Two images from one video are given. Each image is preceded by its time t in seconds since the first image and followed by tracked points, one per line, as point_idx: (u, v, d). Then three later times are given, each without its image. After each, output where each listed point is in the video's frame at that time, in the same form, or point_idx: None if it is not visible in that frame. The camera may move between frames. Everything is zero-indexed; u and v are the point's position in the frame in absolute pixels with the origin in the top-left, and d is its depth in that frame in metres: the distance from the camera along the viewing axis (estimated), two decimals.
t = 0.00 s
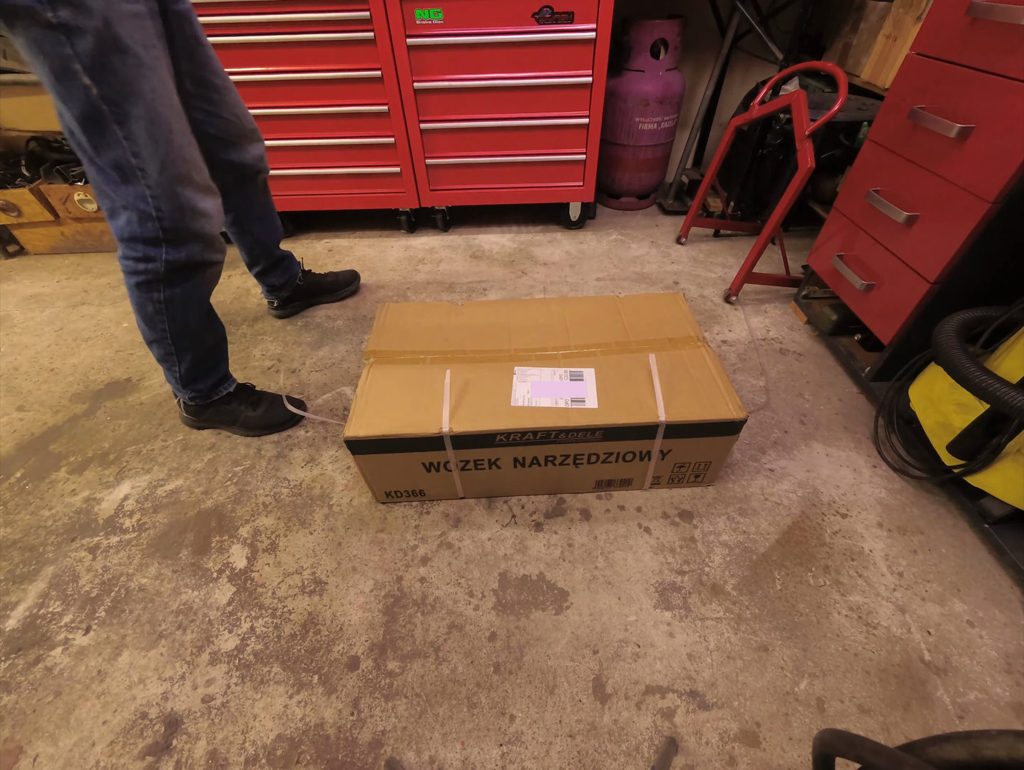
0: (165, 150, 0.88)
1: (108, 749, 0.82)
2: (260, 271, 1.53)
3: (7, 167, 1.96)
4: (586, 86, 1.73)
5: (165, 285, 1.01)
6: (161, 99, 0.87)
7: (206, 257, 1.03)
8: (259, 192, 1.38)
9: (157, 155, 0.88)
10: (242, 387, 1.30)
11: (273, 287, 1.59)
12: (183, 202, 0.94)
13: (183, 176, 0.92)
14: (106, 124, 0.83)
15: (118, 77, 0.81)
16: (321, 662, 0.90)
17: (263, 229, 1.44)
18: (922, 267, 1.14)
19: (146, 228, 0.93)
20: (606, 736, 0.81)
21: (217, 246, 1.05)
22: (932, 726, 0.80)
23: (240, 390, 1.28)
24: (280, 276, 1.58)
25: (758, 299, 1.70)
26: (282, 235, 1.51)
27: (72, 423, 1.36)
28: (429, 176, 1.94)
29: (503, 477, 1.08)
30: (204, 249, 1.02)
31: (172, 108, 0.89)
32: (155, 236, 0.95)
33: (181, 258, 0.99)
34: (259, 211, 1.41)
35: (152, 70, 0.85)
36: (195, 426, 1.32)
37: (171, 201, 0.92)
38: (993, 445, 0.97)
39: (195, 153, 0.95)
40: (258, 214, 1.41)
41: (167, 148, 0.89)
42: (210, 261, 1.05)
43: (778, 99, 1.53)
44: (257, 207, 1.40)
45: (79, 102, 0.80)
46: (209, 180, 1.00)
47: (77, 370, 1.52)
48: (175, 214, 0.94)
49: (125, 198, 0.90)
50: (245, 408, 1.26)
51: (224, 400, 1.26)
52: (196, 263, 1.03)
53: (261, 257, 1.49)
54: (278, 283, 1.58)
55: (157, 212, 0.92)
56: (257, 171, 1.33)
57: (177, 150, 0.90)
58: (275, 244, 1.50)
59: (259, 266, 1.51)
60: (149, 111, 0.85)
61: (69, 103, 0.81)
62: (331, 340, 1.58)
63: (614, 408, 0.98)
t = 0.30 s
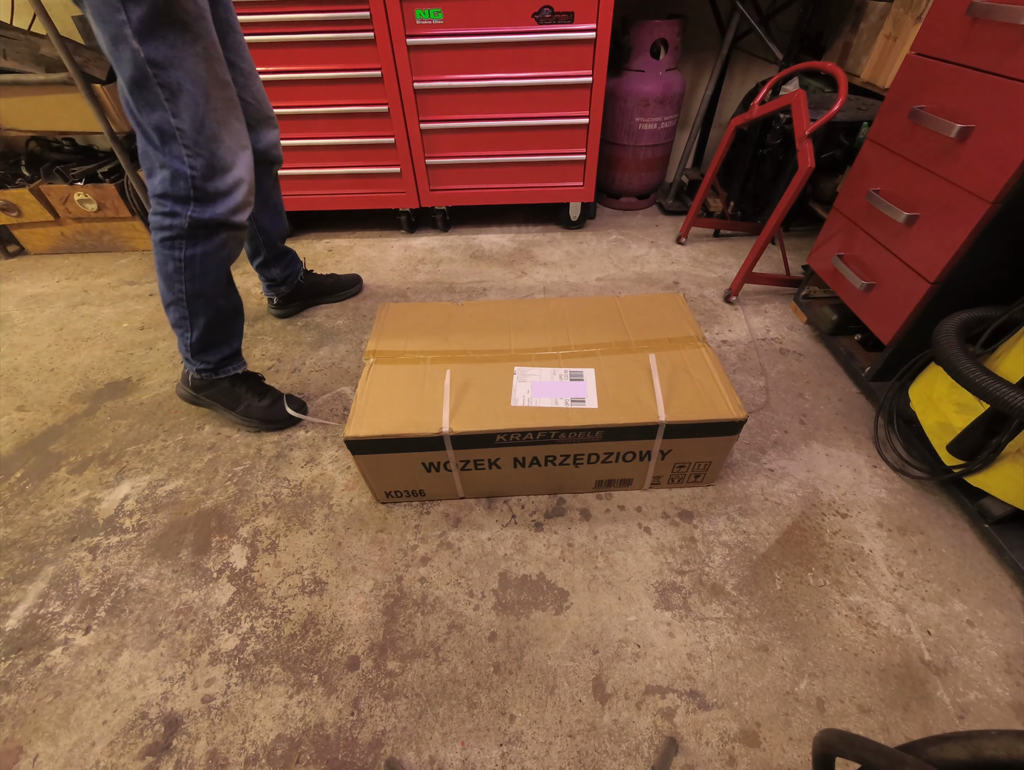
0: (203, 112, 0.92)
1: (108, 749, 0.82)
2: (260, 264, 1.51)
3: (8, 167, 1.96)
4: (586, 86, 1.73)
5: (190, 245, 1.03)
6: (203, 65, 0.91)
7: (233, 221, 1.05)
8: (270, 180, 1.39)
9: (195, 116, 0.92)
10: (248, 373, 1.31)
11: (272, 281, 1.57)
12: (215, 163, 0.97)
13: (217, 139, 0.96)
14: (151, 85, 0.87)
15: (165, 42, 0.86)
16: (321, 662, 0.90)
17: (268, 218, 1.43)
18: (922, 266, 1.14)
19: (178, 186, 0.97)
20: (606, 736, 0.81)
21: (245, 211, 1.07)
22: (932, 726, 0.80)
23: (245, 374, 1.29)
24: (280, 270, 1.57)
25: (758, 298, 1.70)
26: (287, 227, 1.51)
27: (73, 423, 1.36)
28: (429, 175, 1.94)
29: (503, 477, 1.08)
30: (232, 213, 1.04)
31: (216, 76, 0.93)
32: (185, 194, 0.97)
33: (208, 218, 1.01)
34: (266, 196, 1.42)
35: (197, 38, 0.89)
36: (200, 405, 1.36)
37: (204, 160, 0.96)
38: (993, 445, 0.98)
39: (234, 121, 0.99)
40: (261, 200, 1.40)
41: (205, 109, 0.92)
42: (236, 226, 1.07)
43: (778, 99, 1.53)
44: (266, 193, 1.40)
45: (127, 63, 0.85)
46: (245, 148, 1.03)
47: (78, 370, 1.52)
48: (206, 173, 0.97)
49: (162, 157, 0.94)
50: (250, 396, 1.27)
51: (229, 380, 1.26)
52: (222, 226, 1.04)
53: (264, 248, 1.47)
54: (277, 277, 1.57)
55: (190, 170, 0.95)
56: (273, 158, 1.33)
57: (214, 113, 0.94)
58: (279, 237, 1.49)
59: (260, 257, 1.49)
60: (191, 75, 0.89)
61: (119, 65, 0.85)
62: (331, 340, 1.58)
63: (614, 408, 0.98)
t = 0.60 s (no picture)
0: (219, 91, 0.93)
1: (108, 749, 0.82)
2: (260, 259, 1.49)
3: (8, 167, 1.96)
4: (586, 86, 1.73)
5: (204, 223, 1.04)
6: (220, 46, 0.91)
7: (247, 200, 1.05)
8: (276, 176, 1.39)
9: (212, 96, 0.92)
10: (256, 361, 1.31)
11: (271, 277, 1.56)
12: (229, 142, 0.98)
13: (232, 118, 0.96)
14: (170, 65, 0.88)
15: (184, 23, 0.86)
16: (321, 662, 0.90)
17: (269, 212, 1.43)
18: (921, 266, 1.14)
19: (195, 164, 0.98)
20: (606, 736, 0.81)
21: (260, 192, 1.07)
22: (933, 726, 0.80)
23: (253, 361, 1.30)
24: (280, 267, 1.56)
25: (758, 298, 1.70)
26: (289, 224, 1.51)
27: (72, 423, 1.36)
28: (429, 175, 1.94)
29: (503, 477, 1.08)
30: (245, 192, 1.04)
31: (233, 57, 0.94)
32: (200, 172, 0.99)
33: (222, 197, 1.01)
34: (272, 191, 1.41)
35: (215, 19, 0.90)
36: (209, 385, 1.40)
37: (219, 139, 0.97)
38: (993, 445, 0.98)
39: (251, 101, 0.99)
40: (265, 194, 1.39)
41: (220, 90, 0.93)
42: (250, 206, 1.07)
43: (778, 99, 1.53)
44: (271, 189, 1.40)
45: (150, 44, 0.87)
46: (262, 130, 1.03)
47: (77, 370, 1.52)
48: (221, 152, 0.97)
49: (181, 135, 0.95)
50: (255, 386, 1.28)
51: (238, 363, 1.27)
52: (236, 205, 1.05)
53: (266, 243, 1.46)
54: (277, 274, 1.56)
55: (205, 149, 0.96)
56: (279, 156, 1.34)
57: (230, 94, 0.94)
58: (280, 233, 1.48)
59: (261, 252, 1.48)
60: (208, 56, 0.90)
61: (143, 45, 0.87)
62: (331, 340, 1.58)
63: (614, 408, 0.98)
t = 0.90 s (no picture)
0: (222, 81, 0.93)
1: (108, 749, 0.82)
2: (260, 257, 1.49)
3: (8, 167, 1.96)
4: (586, 86, 1.73)
5: (208, 214, 1.03)
6: (223, 37, 0.91)
7: (250, 191, 1.05)
8: (279, 175, 1.39)
9: (215, 86, 0.92)
10: (260, 358, 1.30)
11: (271, 276, 1.56)
12: (233, 132, 0.97)
13: (235, 108, 0.96)
14: (174, 56, 0.88)
15: (188, 14, 0.86)
16: (321, 662, 0.90)
17: (270, 211, 1.42)
18: (922, 266, 1.14)
19: (199, 154, 0.98)
20: (606, 736, 0.81)
21: (263, 183, 1.07)
22: (933, 726, 0.80)
23: (258, 358, 1.29)
24: (280, 266, 1.56)
25: (758, 298, 1.70)
26: (291, 223, 1.50)
27: (72, 423, 1.36)
28: (429, 176, 1.94)
29: (503, 477, 1.08)
30: (248, 183, 1.04)
31: (237, 48, 0.94)
32: (204, 163, 0.98)
33: (225, 188, 1.01)
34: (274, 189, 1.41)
35: (218, 11, 0.90)
36: (211, 383, 1.40)
37: (222, 130, 0.96)
38: (993, 445, 0.98)
39: (254, 93, 0.99)
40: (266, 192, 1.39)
41: (224, 80, 0.93)
42: (253, 197, 1.07)
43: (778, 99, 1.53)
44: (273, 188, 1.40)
45: (155, 36, 0.87)
46: (265, 122, 1.03)
47: (77, 370, 1.52)
48: (224, 142, 0.97)
49: (185, 126, 0.95)
50: (257, 384, 1.28)
51: (243, 360, 1.26)
52: (239, 196, 1.04)
53: (266, 241, 1.46)
54: (277, 273, 1.56)
55: (209, 140, 0.96)
56: (283, 155, 1.34)
57: (233, 84, 0.94)
58: (280, 231, 1.48)
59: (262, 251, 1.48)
60: (211, 47, 0.90)
61: (149, 37, 0.88)
62: (331, 340, 1.58)
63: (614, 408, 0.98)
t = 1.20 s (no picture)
0: (224, 77, 0.92)
1: (109, 749, 0.82)
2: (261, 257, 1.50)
3: (8, 167, 1.96)
4: (586, 86, 1.73)
5: (211, 210, 1.04)
6: (225, 34, 0.91)
7: (251, 188, 1.05)
8: (279, 175, 1.39)
9: (217, 83, 0.92)
10: (262, 357, 1.30)
11: (272, 276, 1.56)
12: (235, 128, 0.97)
13: (237, 104, 0.96)
14: (176, 53, 0.88)
15: (189, 10, 0.86)
16: (321, 662, 0.90)
17: (271, 210, 1.42)
18: (921, 266, 1.14)
19: (201, 150, 0.98)
20: (607, 736, 0.81)
21: (265, 180, 1.07)
22: (933, 726, 0.80)
23: (259, 356, 1.29)
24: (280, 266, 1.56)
25: (758, 298, 1.70)
26: (291, 223, 1.50)
27: (73, 423, 1.36)
28: (429, 175, 1.94)
29: (503, 477, 1.08)
30: (250, 179, 1.04)
31: (239, 43, 0.93)
32: (206, 159, 0.98)
33: (227, 184, 1.01)
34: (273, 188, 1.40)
35: (219, 7, 0.89)
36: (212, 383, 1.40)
37: (225, 126, 0.96)
38: (993, 445, 0.98)
39: (256, 88, 0.99)
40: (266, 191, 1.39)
41: (226, 77, 0.93)
42: (255, 193, 1.07)
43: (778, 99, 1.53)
44: (274, 187, 1.40)
45: (157, 33, 0.87)
46: (267, 117, 1.03)
47: (77, 370, 1.52)
48: (227, 138, 0.97)
49: (187, 122, 0.95)
50: (258, 384, 1.28)
51: (245, 358, 1.26)
52: (242, 192, 1.04)
53: (266, 240, 1.46)
54: (277, 273, 1.56)
55: (210, 136, 0.96)
56: (284, 154, 1.35)
57: (235, 81, 0.94)
58: (280, 231, 1.48)
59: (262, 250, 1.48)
60: (213, 43, 0.89)
61: (151, 34, 0.88)
62: (331, 340, 1.58)
63: (614, 408, 0.98)
